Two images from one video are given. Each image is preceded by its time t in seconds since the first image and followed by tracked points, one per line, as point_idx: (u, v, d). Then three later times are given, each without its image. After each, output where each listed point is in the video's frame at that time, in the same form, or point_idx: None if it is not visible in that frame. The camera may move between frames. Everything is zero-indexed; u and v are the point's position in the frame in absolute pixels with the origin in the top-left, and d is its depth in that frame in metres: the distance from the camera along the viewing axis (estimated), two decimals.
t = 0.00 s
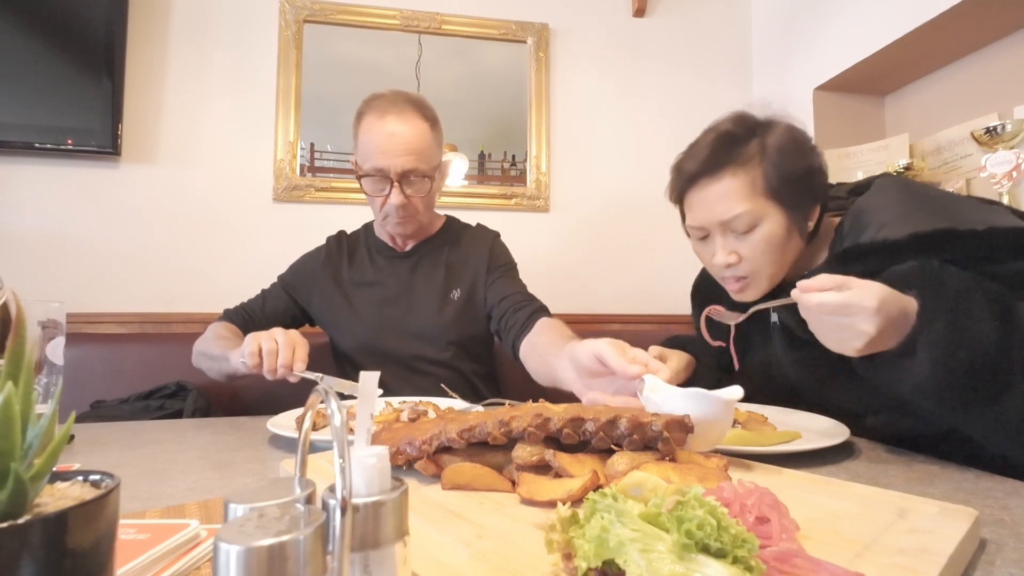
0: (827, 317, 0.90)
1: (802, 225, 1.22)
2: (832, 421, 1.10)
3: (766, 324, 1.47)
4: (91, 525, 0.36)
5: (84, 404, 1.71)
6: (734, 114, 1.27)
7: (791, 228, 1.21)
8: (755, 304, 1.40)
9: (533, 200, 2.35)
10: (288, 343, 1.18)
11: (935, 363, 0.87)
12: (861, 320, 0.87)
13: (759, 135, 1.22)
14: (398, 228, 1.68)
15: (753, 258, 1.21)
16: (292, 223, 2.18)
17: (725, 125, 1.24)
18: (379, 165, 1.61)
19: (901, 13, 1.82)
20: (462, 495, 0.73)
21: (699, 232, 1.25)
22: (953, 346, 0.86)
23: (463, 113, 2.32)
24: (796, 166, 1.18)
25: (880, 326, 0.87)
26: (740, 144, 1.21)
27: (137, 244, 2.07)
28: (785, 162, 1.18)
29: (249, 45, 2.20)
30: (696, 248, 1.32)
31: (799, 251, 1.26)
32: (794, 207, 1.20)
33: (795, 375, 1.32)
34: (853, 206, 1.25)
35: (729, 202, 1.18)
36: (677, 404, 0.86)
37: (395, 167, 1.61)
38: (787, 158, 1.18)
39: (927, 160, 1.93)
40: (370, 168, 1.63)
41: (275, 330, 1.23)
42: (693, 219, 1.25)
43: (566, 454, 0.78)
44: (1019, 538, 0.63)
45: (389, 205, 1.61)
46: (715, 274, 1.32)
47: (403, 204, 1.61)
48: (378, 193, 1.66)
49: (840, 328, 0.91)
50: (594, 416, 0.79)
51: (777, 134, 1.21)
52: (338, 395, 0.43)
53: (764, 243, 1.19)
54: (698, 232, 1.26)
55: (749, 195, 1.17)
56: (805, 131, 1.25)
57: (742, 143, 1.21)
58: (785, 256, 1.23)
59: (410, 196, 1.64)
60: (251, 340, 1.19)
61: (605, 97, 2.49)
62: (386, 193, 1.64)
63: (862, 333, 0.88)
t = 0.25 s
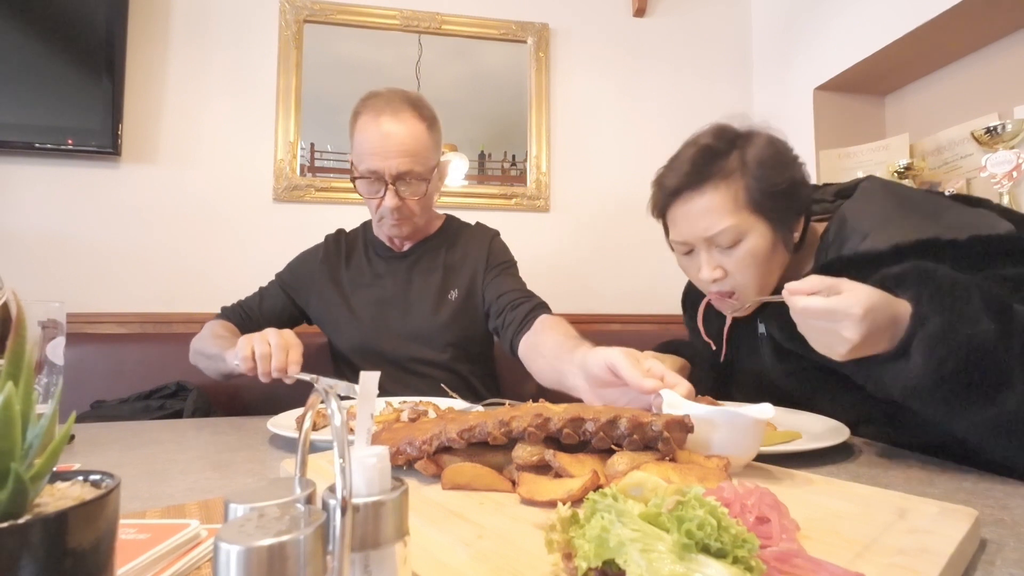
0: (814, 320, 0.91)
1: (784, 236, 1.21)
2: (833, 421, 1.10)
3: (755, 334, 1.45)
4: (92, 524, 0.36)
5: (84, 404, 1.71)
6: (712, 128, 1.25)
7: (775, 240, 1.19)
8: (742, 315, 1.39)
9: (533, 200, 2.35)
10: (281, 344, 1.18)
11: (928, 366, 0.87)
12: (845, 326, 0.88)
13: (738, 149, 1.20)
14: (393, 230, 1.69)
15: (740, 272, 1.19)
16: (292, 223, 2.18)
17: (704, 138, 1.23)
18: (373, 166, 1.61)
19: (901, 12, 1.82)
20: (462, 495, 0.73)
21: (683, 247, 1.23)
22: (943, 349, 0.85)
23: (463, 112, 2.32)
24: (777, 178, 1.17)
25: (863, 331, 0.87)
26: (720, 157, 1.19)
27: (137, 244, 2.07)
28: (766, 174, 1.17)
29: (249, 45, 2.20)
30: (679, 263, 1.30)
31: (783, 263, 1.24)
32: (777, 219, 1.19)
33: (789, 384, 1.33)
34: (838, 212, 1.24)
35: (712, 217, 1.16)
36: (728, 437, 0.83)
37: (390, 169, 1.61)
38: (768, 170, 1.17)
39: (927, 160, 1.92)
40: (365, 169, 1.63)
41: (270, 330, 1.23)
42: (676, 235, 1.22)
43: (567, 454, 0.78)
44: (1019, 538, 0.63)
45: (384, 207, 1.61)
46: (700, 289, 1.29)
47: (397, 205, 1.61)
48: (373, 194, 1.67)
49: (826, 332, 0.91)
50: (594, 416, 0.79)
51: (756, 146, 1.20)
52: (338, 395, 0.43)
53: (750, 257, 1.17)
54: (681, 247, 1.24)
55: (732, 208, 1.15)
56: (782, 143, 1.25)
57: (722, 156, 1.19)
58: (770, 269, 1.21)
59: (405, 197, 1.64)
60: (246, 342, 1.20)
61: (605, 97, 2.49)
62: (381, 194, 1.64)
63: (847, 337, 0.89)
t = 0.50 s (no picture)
0: (807, 331, 0.91)
1: (786, 239, 1.21)
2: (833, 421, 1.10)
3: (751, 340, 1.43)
4: (92, 524, 0.36)
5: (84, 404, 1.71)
6: (711, 129, 1.25)
7: (776, 243, 1.19)
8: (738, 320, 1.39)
9: (533, 200, 2.35)
10: (248, 350, 1.17)
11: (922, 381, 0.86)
12: (835, 338, 0.88)
13: (739, 151, 1.20)
14: (393, 231, 1.69)
15: (741, 277, 1.18)
16: (292, 223, 2.18)
17: (704, 141, 1.22)
18: (375, 166, 1.61)
19: (901, 12, 1.82)
20: (462, 495, 0.73)
21: (684, 250, 1.22)
22: (937, 367, 0.84)
23: (463, 112, 2.32)
24: (778, 181, 1.17)
25: (853, 344, 0.86)
26: (720, 160, 1.19)
27: (137, 244, 2.07)
28: (767, 177, 1.17)
29: (249, 45, 2.20)
30: (680, 266, 1.29)
31: (784, 267, 1.25)
32: (778, 223, 1.19)
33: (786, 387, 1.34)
34: (836, 216, 1.24)
35: (714, 221, 1.16)
36: (735, 438, 0.80)
37: (391, 169, 1.61)
38: (769, 173, 1.17)
39: (927, 160, 1.92)
40: (366, 170, 1.63)
41: (241, 334, 1.22)
42: (677, 238, 1.22)
43: (567, 454, 0.78)
44: (1019, 538, 0.63)
45: (385, 207, 1.62)
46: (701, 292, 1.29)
47: (398, 206, 1.61)
48: (374, 194, 1.67)
49: (818, 344, 0.91)
50: (594, 416, 0.79)
51: (755, 149, 1.20)
52: (338, 395, 0.43)
53: (751, 261, 1.17)
54: (682, 251, 1.23)
55: (733, 212, 1.15)
56: (782, 144, 1.24)
57: (722, 158, 1.19)
58: (771, 273, 1.21)
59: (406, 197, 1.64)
60: (218, 352, 1.21)
61: (606, 97, 2.49)
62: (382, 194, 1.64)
63: (837, 350, 0.88)
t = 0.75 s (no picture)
0: (830, 337, 0.89)
1: (791, 241, 1.21)
2: (833, 421, 1.10)
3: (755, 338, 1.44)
4: (92, 524, 0.36)
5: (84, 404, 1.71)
6: (716, 131, 1.24)
7: (782, 246, 1.19)
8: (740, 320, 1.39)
9: (534, 200, 2.35)
10: (253, 357, 1.16)
11: (949, 388, 0.85)
12: (863, 345, 0.85)
13: (745, 152, 1.19)
14: (395, 231, 1.69)
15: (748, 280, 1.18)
16: (293, 223, 2.18)
17: (709, 143, 1.20)
18: (377, 167, 1.61)
19: (901, 12, 1.82)
20: (462, 495, 0.73)
21: (689, 254, 1.21)
22: (964, 374, 0.84)
23: (463, 113, 2.32)
24: (785, 184, 1.17)
25: (881, 352, 0.85)
26: (727, 162, 1.17)
27: (137, 244, 2.07)
28: (774, 180, 1.16)
29: (249, 45, 2.20)
30: (684, 269, 1.28)
31: (789, 269, 1.24)
32: (784, 225, 1.18)
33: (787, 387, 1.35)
34: (840, 216, 1.24)
35: (722, 224, 1.14)
36: (735, 438, 0.80)
37: (393, 170, 1.61)
38: (776, 176, 1.16)
39: (928, 160, 1.92)
40: (368, 171, 1.63)
41: (247, 338, 1.21)
42: (682, 241, 1.21)
43: (567, 454, 0.78)
44: (1019, 538, 0.63)
45: (387, 208, 1.62)
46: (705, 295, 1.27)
47: (400, 207, 1.61)
48: (376, 195, 1.67)
49: (838, 349, 0.89)
50: (594, 416, 0.79)
51: (761, 150, 1.19)
52: (338, 395, 0.43)
53: (758, 263, 1.16)
54: (687, 254, 1.22)
55: (740, 215, 1.14)
56: (787, 145, 1.24)
57: (729, 160, 1.17)
58: (777, 275, 1.21)
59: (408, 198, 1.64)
60: (223, 355, 1.22)
61: (606, 97, 2.49)
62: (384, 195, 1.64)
63: (862, 357, 0.86)
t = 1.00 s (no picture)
0: (861, 336, 0.89)
1: (794, 243, 1.20)
2: (833, 421, 1.10)
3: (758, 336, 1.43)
4: (93, 524, 0.36)
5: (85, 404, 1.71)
6: (719, 130, 1.23)
7: (784, 246, 1.18)
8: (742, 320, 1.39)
9: (534, 200, 2.35)
10: (261, 366, 1.17)
11: (992, 385, 0.84)
12: (898, 336, 0.85)
13: (748, 152, 1.19)
14: (396, 236, 1.69)
15: (748, 280, 1.18)
16: (293, 223, 2.18)
17: (711, 143, 1.20)
18: (377, 175, 1.60)
19: (901, 12, 1.82)
20: (462, 495, 0.73)
21: (690, 253, 1.21)
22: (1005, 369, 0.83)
23: (463, 113, 2.32)
24: (787, 185, 1.16)
25: (915, 341, 0.85)
26: (729, 162, 1.17)
27: (137, 244, 2.07)
28: (776, 180, 1.15)
29: (249, 45, 2.20)
30: (685, 267, 1.28)
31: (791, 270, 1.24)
32: (787, 227, 1.17)
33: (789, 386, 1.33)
34: (845, 214, 1.24)
35: (722, 225, 1.14)
36: (735, 438, 0.79)
37: (393, 177, 1.60)
38: (779, 177, 1.16)
39: (928, 160, 1.92)
40: (368, 178, 1.62)
41: (255, 346, 1.20)
42: (683, 241, 1.20)
43: (567, 454, 0.78)
44: (1020, 538, 0.63)
45: (388, 215, 1.62)
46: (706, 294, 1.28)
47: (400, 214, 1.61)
48: (376, 202, 1.66)
49: (873, 348, 0.89)
50: (594, 416, 0.79)
51: (764, 151, 1.18)
52: (338, 395, 0.43)
53: (759, 264, 1.16)
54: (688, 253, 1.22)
55: (742, 216, 1.13)
56: (790, 145, 1.23)
57: (731, 160, 1.17)
58: (779, 276, 1.21)
59: (408, 205, 1.64)
60: (232, 365, 1.21)
61: (606, 97, 2.49)
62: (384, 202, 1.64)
63: (898, 350, 0.86)
